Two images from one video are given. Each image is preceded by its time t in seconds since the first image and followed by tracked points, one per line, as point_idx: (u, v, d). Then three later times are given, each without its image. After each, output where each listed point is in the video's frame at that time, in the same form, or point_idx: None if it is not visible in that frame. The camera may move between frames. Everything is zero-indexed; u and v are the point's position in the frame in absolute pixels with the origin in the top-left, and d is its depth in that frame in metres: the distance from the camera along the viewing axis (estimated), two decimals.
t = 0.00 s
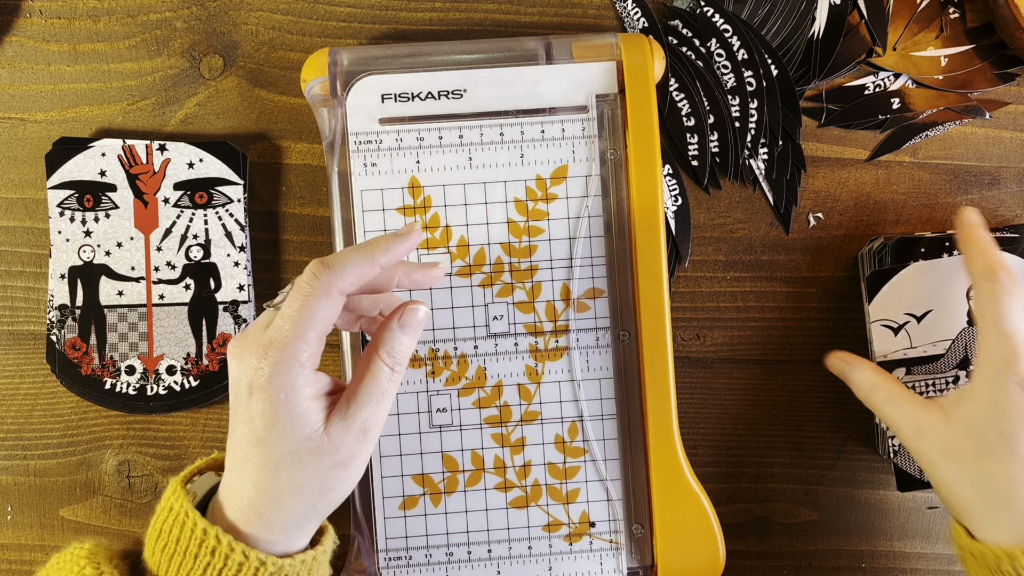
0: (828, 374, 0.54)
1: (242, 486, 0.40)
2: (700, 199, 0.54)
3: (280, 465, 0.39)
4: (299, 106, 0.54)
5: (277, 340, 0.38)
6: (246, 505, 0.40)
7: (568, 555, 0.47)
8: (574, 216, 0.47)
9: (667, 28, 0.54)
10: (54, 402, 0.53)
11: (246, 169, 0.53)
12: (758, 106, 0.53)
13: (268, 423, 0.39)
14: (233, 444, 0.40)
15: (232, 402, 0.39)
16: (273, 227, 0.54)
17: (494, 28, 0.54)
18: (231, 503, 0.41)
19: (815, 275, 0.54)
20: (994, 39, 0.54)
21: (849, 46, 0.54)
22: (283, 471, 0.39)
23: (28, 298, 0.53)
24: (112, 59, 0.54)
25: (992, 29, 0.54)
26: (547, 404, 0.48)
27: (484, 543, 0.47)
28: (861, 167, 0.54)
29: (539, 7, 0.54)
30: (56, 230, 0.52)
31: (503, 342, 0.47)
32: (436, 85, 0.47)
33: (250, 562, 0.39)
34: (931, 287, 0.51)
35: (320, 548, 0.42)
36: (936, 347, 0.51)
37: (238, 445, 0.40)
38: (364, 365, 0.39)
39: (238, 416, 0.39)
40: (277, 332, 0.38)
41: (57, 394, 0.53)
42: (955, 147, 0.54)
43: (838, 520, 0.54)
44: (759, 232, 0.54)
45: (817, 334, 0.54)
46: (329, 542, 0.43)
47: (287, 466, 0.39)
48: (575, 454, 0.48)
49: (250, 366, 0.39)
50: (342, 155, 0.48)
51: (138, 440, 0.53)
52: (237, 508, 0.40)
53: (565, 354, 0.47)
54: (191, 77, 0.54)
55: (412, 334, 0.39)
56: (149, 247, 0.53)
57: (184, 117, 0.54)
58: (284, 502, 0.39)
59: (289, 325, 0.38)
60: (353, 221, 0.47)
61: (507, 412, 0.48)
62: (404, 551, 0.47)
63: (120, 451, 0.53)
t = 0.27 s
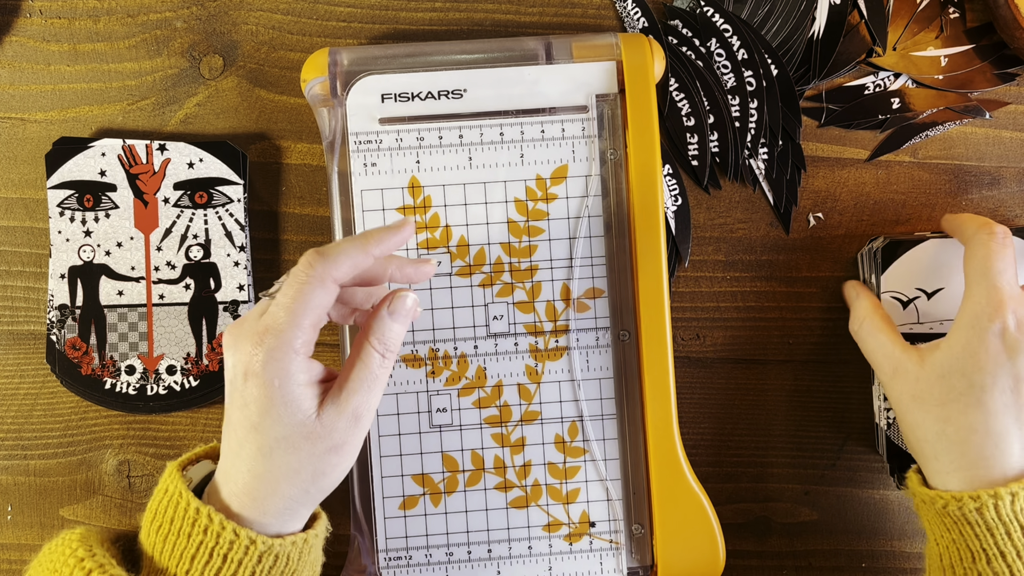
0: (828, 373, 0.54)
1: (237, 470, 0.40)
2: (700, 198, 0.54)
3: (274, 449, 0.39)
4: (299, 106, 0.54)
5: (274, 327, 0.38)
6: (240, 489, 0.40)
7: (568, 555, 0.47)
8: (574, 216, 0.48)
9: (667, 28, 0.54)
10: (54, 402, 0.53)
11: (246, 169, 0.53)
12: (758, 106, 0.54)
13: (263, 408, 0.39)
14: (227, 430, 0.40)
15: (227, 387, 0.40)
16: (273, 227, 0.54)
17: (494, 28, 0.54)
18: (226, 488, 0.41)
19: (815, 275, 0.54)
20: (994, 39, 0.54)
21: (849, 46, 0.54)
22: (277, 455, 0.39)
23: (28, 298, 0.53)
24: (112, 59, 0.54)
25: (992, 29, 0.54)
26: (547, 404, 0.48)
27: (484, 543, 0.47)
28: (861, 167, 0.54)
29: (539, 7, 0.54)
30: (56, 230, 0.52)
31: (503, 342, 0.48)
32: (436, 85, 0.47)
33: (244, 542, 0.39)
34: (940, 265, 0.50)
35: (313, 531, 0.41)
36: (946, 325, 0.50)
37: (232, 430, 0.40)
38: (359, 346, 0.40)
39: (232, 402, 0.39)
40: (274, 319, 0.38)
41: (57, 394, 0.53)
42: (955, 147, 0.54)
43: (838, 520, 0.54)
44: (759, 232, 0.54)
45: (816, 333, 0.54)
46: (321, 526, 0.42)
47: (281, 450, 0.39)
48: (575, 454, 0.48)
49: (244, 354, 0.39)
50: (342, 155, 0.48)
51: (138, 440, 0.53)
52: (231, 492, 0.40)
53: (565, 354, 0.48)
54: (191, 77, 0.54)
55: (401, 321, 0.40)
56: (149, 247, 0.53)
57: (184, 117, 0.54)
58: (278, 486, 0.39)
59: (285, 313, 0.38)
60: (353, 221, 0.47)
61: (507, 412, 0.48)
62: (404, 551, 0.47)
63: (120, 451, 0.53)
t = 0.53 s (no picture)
0: (828, 374, 0.54)
1: (276, 528, 0.38)
2: (700, 198, 0.54)
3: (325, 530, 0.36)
4: (299, 106, 0.54)
5: (379, 421, 0.36)
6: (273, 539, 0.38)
7: (568, 555, 0.47)
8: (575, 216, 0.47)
9: (667, 28, 0.54)
10: (54, 402, 0.53)
11: (246, 169, 0.53)
12: (758, 106, 0.53)
13: (333, 490, 0.36)
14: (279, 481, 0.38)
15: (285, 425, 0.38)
16: (273, 227, 0.54)
17: (494, 28, 0.54)
18: (259, 533, 0.39)
19: (815, 275, 0.54)
20: (994, 39, 0.54)
21: (849, 46, 0.54)
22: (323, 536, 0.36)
23: (28, 298, 0.53)
24: (112, 59, 0.54)
25: (992, 29, 0.54)
26: (547, 404, 0.48)
27: (484, 543, 0.47)
28: (861, 167, 0.54)
29: (539, 7, 0.54)
30: (56, 230, 0.52)
31: (503, 342, 0.47)
32: (435, 85, 0.47)
33: None
34: (937, 265, 0.52)
35: None
36: (942, 326, 0.52)
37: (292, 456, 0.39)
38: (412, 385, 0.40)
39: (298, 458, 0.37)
40: (375, 410, 0.36)
41: (57, 394, 0.53)
42: (955, 147, 0.54)
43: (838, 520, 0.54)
44: (759, 232, 0.54)
45: (816, 334, 0.54)
46: None
47: (331, 536, 0.36)
48: (575, 454, 0.48)
49: (337, 426, 0.36)
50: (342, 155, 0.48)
51: (138, 440, 0.53)
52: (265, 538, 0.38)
53: (564, 354, 0.48)
54: (191, 77, 0.54)
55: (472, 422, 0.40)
56: (149, 247, 0.53)
57: (184, 117, 0.54)
58: None
59: (384, 403, 0.36)
60: (353, 221, 0.47)
61: (507, 412, 0.48)
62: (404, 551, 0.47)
63: (120, 451, 0.53)
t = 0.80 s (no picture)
0: (828, 374, 0.54)
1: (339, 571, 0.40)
2: (700, 198, 0.54)
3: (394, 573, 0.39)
4: (299, 106, 0.54)
5: (461, 474, 0.41)
6: None
7: (568, 555, 0.47)
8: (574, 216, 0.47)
9: (667, 28, 0.54)
10: (54, 402, 0.53)
11: (245, 169, 0.53)
12: (758, 106, 0.54)
13: (413, 537, 0.40)
14: (346, 526, 0.41)
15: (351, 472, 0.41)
16: (273, 227, 0.54)
17: (494, 28, 0.54)
18: None
19: (815, 275, 0.54)
20: (994, 39, 0.54)
21: (849, 46, 0.54)
22: None
23: (28, 297, 0.53)
24: (112, 59, 0.54)
25: (992, 29, 0.54)
26: (547, 404, 0.48)
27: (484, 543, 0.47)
28: (861, 167, 0.54)
29: (540, 7, 0.54)
30: (56, 230, 0.52)
31: (503, 342, 0.47)
32: (435, 85, 0.47)
33: None
34: (938, 265, 0.52)
35: None
36: (943, 326, 0.52)
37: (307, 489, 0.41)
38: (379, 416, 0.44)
39: (371, 507, 0.41)
40: (455, 464, 0.41)
41: (57, 394, 0.53)
42: (955, 147, 0.54)
43: (838, 520, 0.54)
44: (759, 232, 0.54)
45: (817, 334, 0.54)
46: None
47: None
48: (575, 454, 0.48)
49: (416, 481, 0.41)
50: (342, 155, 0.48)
51: (138, 440, 0.53)
52: None
53: (564, 354, 0.47)
54: (191, 77, 0.54)
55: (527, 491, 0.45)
56: (149, 247, 0.53)
57: (184, 117, 0.54)
58: None
59: (463, 455, 0.41)
60: (353, 221, 0.47)
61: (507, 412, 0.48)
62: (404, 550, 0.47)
63: (121, 451, 0.53)
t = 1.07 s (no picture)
0: (829, 374, 0.54)
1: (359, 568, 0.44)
2: (700, 198, 0.54)
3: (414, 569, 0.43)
4: (299, 106, 0.54)
5: (475, 481, 0.43)
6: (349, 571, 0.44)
7: (568, 555, 0.47)
8: (575, 216, 0.48)
9: (667, 28, 0.54)
10: (54, 402, 0.53)
11: (245, 169, 0.53)
12: (758, 106, 0.54)
13: (429, 540, 0.43)
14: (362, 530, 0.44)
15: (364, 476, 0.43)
16: (273, 227, 0.54)
17: (494, 28, 0.54)
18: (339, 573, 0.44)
19: (815, 275, 0.54)
20: (994, 39, 0.54)
21: (849, 46, 0.54)
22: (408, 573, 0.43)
23: (28, 298, 0.53)
24: (112, 59, 0.54)
25: (992, 29, 0.54)
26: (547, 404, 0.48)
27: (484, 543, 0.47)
28: (861, 167, 0.54)
29: (540, 7, 0.54)
30: (56, 230, 0.52)
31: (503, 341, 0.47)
32: (435, 85, 0.46)
33: None
34: (938, 264, 0.52)
35: None
36: (943, 325, 0.52)
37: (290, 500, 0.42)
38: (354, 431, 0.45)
39: (387, 511, 0.43)
40: (470, 472, 0.43)
41: (57, 394, 0.53)
42: (955, 147, 0.54)
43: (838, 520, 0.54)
44: (759, 232, 0.54)
45: (817, 334, 0.54)
46: None
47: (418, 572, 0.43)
48: (575, 454, 0.48)
49: (433, 487, 0.43)
50: (342, 156, 0.48)
51: (138, 440, 0.53)
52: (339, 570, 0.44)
53: (565, 354, 0.47)
54: (191, 77, 0.54)
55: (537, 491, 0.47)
56: (149, 247, 0.53)
57: (184, 117, 0.54)
58: None
59: (475, 464, 0.43)
60: (353, 221, 0.47)
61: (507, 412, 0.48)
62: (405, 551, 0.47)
63: (121, 451, 0.53)
